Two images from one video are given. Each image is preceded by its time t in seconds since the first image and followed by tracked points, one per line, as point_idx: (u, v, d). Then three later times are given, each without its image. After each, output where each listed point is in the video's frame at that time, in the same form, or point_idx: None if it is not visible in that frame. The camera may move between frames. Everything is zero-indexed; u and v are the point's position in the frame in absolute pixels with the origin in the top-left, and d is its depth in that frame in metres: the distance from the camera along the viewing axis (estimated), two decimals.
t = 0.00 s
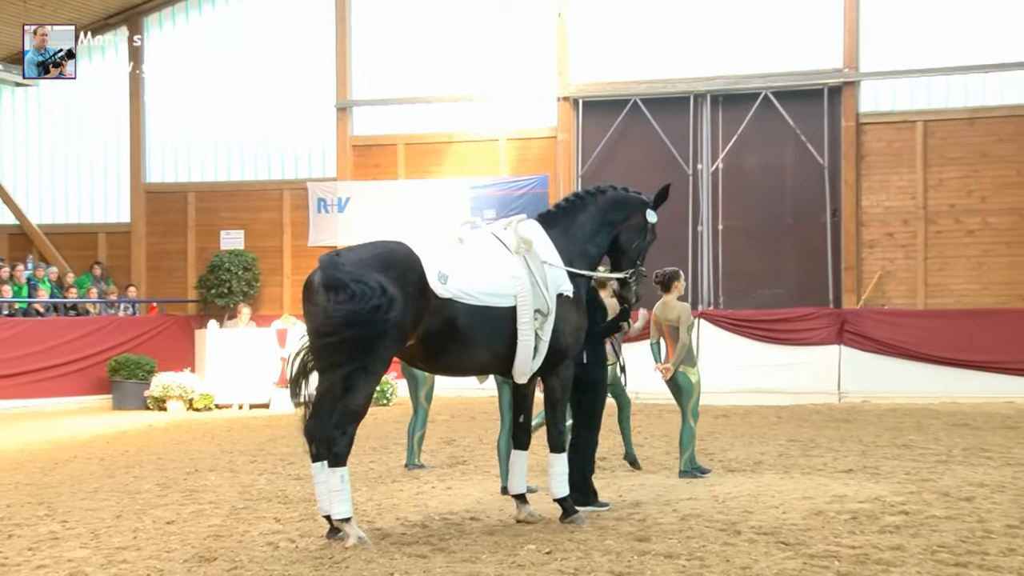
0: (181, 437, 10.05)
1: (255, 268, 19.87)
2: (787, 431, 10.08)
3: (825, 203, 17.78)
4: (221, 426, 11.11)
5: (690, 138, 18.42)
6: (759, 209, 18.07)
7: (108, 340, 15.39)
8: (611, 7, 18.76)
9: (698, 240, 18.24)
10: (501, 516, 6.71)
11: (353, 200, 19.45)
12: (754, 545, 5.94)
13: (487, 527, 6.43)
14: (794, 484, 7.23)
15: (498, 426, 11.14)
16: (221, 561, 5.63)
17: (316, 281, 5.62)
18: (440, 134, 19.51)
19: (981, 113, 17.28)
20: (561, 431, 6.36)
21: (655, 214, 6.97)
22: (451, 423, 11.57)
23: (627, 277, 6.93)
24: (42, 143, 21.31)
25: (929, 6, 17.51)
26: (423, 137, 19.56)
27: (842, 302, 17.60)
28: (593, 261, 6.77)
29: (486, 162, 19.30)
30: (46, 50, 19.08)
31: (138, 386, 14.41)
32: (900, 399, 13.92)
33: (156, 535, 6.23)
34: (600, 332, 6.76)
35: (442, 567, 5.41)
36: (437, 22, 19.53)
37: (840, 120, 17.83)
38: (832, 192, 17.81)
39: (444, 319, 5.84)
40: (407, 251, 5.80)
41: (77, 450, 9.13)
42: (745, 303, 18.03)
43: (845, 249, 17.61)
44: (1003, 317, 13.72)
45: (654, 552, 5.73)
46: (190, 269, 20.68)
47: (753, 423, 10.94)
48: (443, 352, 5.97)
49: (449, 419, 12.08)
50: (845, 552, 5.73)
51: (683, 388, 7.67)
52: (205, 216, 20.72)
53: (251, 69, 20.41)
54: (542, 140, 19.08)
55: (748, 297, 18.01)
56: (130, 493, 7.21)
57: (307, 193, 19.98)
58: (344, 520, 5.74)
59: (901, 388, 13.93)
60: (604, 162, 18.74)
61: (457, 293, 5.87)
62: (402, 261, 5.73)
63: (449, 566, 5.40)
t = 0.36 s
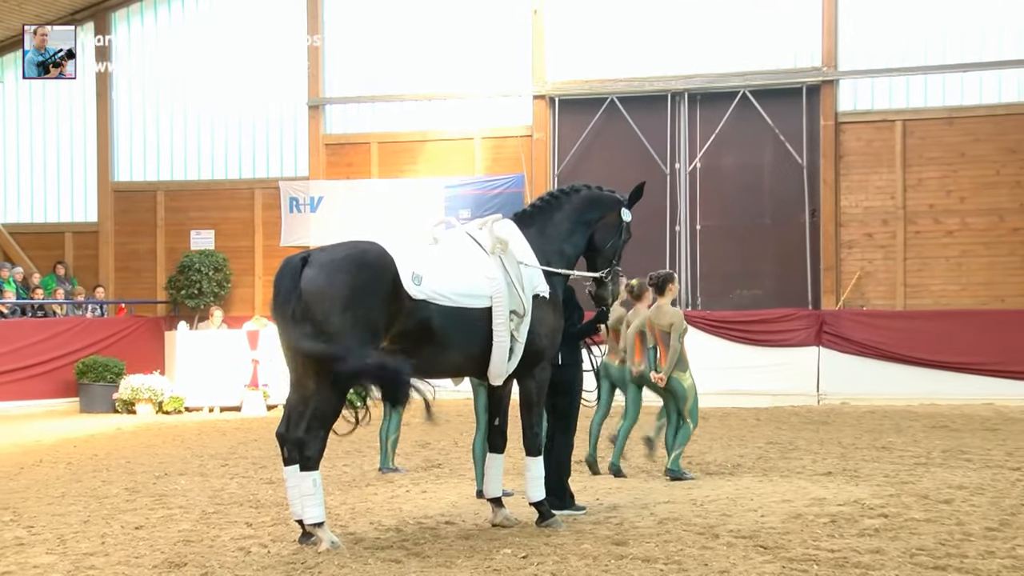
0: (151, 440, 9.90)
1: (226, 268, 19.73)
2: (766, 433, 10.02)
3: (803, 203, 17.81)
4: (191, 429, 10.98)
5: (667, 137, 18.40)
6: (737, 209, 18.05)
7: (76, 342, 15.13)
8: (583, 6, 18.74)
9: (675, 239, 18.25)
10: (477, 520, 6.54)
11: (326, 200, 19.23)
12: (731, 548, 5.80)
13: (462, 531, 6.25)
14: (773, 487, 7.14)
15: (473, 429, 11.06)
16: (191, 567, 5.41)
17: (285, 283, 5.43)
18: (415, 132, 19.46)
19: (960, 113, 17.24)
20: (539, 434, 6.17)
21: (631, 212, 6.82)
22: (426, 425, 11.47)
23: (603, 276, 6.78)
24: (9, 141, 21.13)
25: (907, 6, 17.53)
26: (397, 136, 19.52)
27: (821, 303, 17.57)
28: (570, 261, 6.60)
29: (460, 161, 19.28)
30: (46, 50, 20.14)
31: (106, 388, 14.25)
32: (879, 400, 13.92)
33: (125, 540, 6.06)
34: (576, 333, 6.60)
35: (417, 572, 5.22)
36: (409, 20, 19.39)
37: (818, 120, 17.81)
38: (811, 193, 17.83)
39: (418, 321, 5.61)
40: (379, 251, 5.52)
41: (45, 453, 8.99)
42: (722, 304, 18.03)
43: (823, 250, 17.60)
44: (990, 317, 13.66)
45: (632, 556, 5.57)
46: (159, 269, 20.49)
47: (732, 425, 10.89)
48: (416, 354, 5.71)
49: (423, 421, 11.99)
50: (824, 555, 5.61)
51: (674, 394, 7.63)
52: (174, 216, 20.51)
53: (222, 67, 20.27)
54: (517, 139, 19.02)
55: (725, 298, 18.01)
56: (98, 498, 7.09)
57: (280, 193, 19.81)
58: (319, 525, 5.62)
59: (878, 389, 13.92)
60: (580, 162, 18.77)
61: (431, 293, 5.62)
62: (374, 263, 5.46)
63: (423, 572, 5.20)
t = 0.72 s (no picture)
0: (127, 442, 9.87)
1: (204, 269, 19.70)
2: (742, 434, 10.08)
3: (779, 204, 17.86)
4: (168, 430, 10.96)
5: (645, 138, 18.46)
6: (715, 210, 18.12)
7: (53, 342, 15.10)
8: (560, 9, 18.83)
9: (652, 240, 18.27)
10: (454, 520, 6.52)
11: (304, 201, 19.28)
12: (708, 547, 5.81)
13: (440, 531, 6.25)
14: (749, 487, 7.19)
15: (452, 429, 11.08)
16: (168, 568, 5.39)
17: (261, 284, 5.27)
18: (393, 133, 19.44)
19: (934, 115, 17.36)
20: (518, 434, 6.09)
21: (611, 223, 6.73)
22: (402, 426, 11.49)
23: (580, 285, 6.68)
24: None
25: (881, 9, 17.66)
26: (375, 137, 19.49)
27: (797, 304, 17.63)
28: (548, 264, 6.50)
29: (437, 162, 19.25)
30: (46, 50, 20.14)
31: (83, 389, 14.17)
32: (854, 400, 13.98)
33: (101, 541, 6.05)
34: (553, 335, 6.51)
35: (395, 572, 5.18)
36: (385, 20, 19.45)
37: (794, 121, 17.87)
38: (787, 194, 17.88)
39: (396, 321, 5.52)
40: (358, 252, 5.47)
41: (20, 455, 8.97)
42: (699, 304, 18.10)
43: (799, 250, 17.66)
44: (971, 317, 13.79)
45: (608, 555, 5.55)
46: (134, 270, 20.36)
47: (708, 425, 10.96)
48: (393, 355, 5.62)
49: (401, 422, 12.00)
50: (799, 554, 5.61)
51: (655, 392, 7.53)
52: (152, 216, 20.42)
53: (199, 69, 20.29)
54: (495, 140, 19.03)
55: (702, 299, 18.07)
56: (74, 499, 7.07)
57: (258, 194, 19.78)
58: (295, 525, 5.41)
59: (853, 390, 13.99)
60: (558, 163, 18.76)
61: (410, 293, 5.54)
62: (352, 264, 5.41)
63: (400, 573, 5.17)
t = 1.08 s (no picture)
0: (117, 440, 9.95)
1: (195, 269, 19.78)
2: (723, 431, 10.22)
3: (760, 205, 18.01)
4: (157, 428, 11.03)
5: (628, 140, 18.62)
6: (699, 211, 18.26)
7: (47, 340, 15.17)
8: (544, 12, 18.99)
9: (635, 241, 18.44)
10: (441, 516, 6.55)
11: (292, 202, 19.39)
12: (691, 544, 5.62)
13: (427, 528, 6.18)
14: (730, 483, 7.31)
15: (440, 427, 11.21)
16: (158, 564, 5.46)
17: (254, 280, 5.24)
18: (380, 135, 19.56)
19: (912, 119, 17.51)
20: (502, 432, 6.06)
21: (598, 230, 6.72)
22: (388, 424, 11.60)
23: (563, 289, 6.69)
24: None
25: (859, 13, 17.84)
26: (362, 139, 19.60)
27: (778, 304, 17.78)
28: (533, 266, 6.47)
29: (424, 163, 19.40)
30: (46, 50, 20.31)
31: (74, 388, 14.22)
32: (834, 398, 14.07)
33: (92, 538, 6.13)
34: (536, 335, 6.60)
35: (382, 568, 5.13)
36: (372, 21, 19.60)
37: (775, 124, 18.03)
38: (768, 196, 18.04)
39: (384, 321, 5.50)
40: (347, 253, 5.47)
41: (11, 453, 9.05)
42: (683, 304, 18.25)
43: (780, 250, 17.81)
44: (953, 317, 13.97)
45: (593, 551, 5.39)
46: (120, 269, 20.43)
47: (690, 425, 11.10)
48: (381, 354, 5.61)
49: (388, 420, 12.11)
50: (780, 549, 5.48)
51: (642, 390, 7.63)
52: (142, 216, 20.51)
53: (188, 71, 20.38)
54: (482, 141, 19.14)
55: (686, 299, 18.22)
56: (65, 496, 7.14)
57: (247, 195, 19.88)
58: (284, 520, 5.46)
59: (833, 388, 14.09)
60: (543, 164, 18.95)
61: (398, 294, 5.52)
62: (341, 264, 5.39)
63: (388, 568, 5.11)
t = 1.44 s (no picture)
0: (114, 439, 9.97)
1: (191, 268, 19.80)
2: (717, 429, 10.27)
3: (755, 205, 18.06)
4: (154, 427, 11.05)
5: (623, 141, 18.65)
6: (694, 211, 18.31)
7: (45, 339, 15.20)
8: (540, 13, 19.02)
9: (631, 241, 18.46)
10: (437, 515, 6.56)
11: (287, 202, 19.37)
12: (686, 542, 5.64)
13: (423, 526, 6.19)
14: (725, 482, 7.34)
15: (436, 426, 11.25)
16: (155, 562, 5.49)
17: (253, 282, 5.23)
18: (376, 135, 19.59)
19: (906, 119, 17.54)
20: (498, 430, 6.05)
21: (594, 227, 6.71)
22: (385, 423, 11.62)
23: (561, 287, 6.65)
24: None
25: (853, 14, 17.89)
26: (359, 138, 19.62)
27: (774, 303, 17.80)
28: (531, 265, 6.49)
29: (420, 162, 19.44)
30: (46, 50, 19.96)
31: (71, 387, 14.20)
32: (829, 397, 14.10)
33: (89, 536, 6.15)
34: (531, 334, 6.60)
35: (378, 565, 5.16)
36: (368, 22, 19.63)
37: (770, 123, 18.05)
38: (762, 195, 18.08)
39: (383, 319, 5.46)
40: (346, 253, 5.40)
41: (8, 452, 9.07)
42: (678, 304, 18.28)
43: (775, 249, 17.82)
44: (949, 315, 13.97)
45: (588, 549, 5.41)
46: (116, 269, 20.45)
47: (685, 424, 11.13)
48: (379, 352, 5.57)
49: (384, 419, 12.14)
50: (775, 548, 5.49)
51: (637, 388, 7.67)
52: (138, 216, 20.51)
53: (186, 72, 20.41)
54: (478, 141, 19.16)
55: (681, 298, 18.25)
56: (62, 495, 7.16)
57: (243, 194, 19.93)
58: (281, 519, 5.50)
59: (829, 387, 14.12)
60: (538, 164, 18.97)
61: (396, 292, 5.49)
62: (340, 264, 5.32)
63: (384, 565, 5.14)
